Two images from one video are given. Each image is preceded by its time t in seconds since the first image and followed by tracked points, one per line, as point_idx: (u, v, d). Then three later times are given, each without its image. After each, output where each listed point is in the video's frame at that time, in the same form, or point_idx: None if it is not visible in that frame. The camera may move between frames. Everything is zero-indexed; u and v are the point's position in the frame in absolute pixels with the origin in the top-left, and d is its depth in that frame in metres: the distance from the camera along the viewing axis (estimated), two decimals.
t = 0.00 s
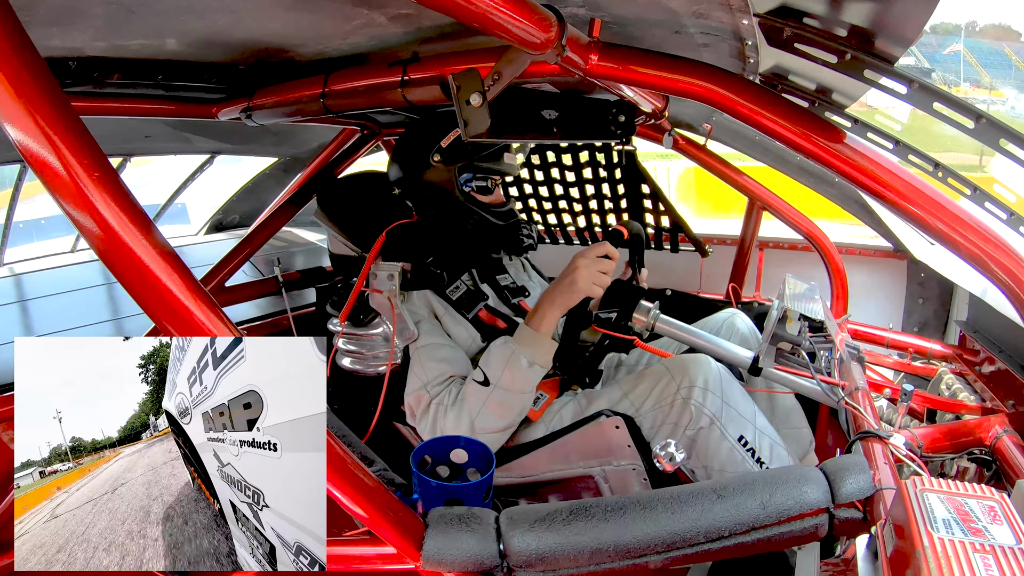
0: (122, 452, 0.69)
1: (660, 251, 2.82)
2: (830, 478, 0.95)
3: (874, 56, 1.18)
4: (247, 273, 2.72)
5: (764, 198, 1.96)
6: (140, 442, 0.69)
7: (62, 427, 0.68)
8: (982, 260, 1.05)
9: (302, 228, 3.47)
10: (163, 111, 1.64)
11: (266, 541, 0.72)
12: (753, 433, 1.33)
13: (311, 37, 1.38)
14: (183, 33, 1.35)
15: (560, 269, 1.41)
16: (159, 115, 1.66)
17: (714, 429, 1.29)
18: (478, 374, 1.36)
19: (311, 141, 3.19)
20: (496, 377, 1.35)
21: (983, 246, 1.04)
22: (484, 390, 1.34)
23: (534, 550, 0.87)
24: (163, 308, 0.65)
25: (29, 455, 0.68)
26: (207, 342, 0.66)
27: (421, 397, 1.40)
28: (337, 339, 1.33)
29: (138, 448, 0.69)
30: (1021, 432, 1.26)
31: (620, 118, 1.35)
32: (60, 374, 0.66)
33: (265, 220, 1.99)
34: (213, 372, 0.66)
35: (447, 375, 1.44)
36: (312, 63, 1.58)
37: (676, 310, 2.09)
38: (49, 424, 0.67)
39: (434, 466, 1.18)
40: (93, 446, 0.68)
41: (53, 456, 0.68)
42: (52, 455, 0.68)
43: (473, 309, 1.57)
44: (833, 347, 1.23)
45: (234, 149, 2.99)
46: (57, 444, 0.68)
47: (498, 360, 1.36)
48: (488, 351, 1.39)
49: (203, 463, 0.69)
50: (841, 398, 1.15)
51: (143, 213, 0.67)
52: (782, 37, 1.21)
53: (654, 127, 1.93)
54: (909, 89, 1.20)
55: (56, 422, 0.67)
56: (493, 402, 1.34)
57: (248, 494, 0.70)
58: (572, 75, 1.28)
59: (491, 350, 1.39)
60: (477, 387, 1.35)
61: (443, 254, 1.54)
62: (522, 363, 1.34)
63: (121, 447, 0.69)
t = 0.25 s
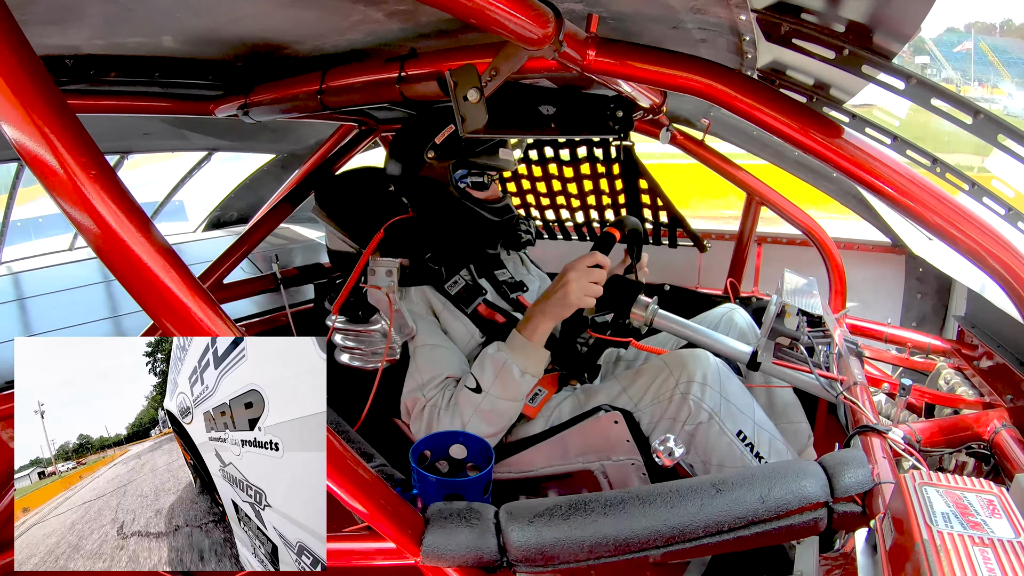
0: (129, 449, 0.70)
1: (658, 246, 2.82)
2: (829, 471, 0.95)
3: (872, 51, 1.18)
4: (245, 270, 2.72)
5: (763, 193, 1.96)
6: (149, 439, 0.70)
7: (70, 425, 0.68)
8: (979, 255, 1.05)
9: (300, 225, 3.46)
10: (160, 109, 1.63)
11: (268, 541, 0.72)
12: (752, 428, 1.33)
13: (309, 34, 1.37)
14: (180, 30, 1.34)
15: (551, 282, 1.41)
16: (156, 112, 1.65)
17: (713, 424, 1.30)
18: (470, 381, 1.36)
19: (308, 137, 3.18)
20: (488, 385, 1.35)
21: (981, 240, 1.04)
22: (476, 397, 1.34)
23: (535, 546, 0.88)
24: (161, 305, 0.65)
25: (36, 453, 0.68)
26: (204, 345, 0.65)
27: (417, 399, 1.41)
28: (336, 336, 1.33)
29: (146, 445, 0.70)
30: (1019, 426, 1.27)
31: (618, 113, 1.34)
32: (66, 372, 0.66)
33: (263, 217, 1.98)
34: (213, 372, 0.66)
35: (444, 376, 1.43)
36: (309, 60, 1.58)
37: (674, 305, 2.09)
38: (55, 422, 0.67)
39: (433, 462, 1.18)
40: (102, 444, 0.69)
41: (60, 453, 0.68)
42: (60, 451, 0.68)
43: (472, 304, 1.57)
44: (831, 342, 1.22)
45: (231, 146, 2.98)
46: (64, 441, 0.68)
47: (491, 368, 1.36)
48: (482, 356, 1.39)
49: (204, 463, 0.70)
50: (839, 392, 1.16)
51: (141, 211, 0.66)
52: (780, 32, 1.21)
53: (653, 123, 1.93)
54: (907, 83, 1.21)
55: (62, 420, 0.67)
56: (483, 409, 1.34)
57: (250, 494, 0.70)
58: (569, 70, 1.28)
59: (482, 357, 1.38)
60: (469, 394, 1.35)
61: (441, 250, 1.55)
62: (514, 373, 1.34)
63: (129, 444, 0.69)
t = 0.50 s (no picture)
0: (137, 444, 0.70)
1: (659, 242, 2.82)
2: (830, 466, 0.95)
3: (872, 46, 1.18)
4: (246, 268, 2.72)
5: (763, 189, 1.96)
6: (155, 436, 0.70)
7: (76, 422, 0.68)
8: (980, 250, 1.05)
9: (300, 223, 3.46)
10: (160, 107, 1.63)
11: (270, 541, 0.72)
12: (753, 423, 1.33)
13: (308, 31, 1.37)
14: (178, 28, 1.34)
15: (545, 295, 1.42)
16: (155, 111, 1.65)
17: (715, 418, 1.30)
18: (466, 389, 1.36)
19: (308, 135, 3.18)
20: (485, 393, 1.35)
21: (982, 236, 1.04)
22: (472, 405, 1.34)
23: (536, 540, 0.88)
24: (162, 304, 0.65)
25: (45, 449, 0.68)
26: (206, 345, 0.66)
27: (414, 403, 1.41)
28: (338, 335, 1.34)
29: (154, 441, 0.70)
30: (1020, 421, 1.27)
31: (618, 109, 1.34)
32: (73, 371, 0.66)
33: (263, 215, 1.98)
34: (216, 370, 0.66)
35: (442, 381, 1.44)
36: (308, 57, 1.57)
37: (674, 301, 2.09)
38: (61, 421, 0.68)
39: (434, 459, 1.19)
40: (112, 439, 0.69)
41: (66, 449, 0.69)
42: (67, 446, 0.68)
43: (472, 300, 1.57)
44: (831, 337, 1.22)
45: (231, 144, 2.98)
46: (72, 438, 0.68)
47: (487, 377, 1.36)
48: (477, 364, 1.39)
49: (207, 462, 0.70)
50: (840, 388, 1.16)
51: (141, 210, 0.67)
52: (780, 27, 1.20)
53: (653, 119, 1.93)
54: (908, 79, 1.21)
55: (67, 418, 0.68)
56: (480, 417, 1.34)
57: (252, 494, 0.70)
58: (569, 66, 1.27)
59: (478, 366, 1.39)
60: (465, 402, 1.35)
61: (442, 248, 1.56)
62: (510, 382, 1.34)
63: (137, 439, 0.69)
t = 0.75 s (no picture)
0: (141, 443, 0.70)
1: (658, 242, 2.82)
2: (830, 467, 0.95)
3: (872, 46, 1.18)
4: (246, 267, 2.72)
5: (763, 189, 1.97)
6: (156, 436, 0.70)
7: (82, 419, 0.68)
8: (979, 250, 1.05)
9: (300, 222, 3.46)
10: (159, 107, 1.63)
11: (271, 540, 0.73)
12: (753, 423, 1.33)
13: (307, 31, 1.37)
14: (178, 27, 1.34)
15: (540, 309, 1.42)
16: (155, 110, 1.65)
17: (714, 418, 1.30)
18: (463, 396, 1.35)
19: (307, 134, 3.17)
20: (483, 403, 1.35)
21: (981, 236, 1.04)
22: (470, 414, 1.33)
23: (535, 541, 0.88)
24: (161, 303, 0.65)
25: (50, 446, 0.68)
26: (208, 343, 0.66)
27: (410, 406, 1.40)
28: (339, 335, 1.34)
29: (153, 441, 0.70)
30: (1019, 422, 1.27)
31: (617, 109, 1.33)
32: (79, 369, 0.66)
33: (263, 214, 1.98)
34: (217, 368, 0.66)
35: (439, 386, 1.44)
36: (308, 57, 1.57)
37: (674, 301, 2.10)
38: (67, 417, 0.68)
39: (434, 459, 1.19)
40: (115, 437, 0.69)
41: (70, 447, 0.68)
42: (71, 445, 0.68)
43: (473, 298, 1.57)
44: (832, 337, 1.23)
45: (231, 143, 2.98)
46: (76, 436, 0.68)
47: (485, 386, 1.36)
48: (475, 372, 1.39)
49: (208, 461, 0.70)
50: (840, 388, 1.15)
51: (140, 210, 0.66)
52: (780, 27, 1.20)
53: (653, 119, 1.93)
54: (908, 79, 1.21)
55: (73, 414, 0.68)
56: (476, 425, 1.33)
57: (254, 492, 0.70)
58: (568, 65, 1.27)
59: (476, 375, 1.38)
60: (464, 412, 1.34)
61: (442, 248, 1.57)
62: (507, 393, 1.35)
63: (140, 438, 0.69)
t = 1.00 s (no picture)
0: (141, 442, 0.69)
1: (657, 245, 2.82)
2: (828, 471, 0.95)
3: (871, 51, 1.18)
4: (245, 268, 2.72)
5: (762, 192, 1.96)
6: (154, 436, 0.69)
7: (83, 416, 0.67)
8: (977, 254, 1.05)
9: (299, 224, 3.46)
10: (159, 107, 1.63)
11: (272, 540, 0.72)
12: (750, 426, 1.33)
13: (307, 32, 1.37)
14: (178, 27, 1.34)
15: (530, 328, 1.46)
16: (155, 110, 1.65)
17: (712, 422, 1.30)
18: (463, 405, 1.36)
19: (307, 135, 3.17)
20: (482, 411, 1.36)
21: (980, 240, 1.04)
22: (469, 422, 1.34)
23: (531, 542, 0.88)
24: (160, 303, 0.65)
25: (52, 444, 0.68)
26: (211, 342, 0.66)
27: (405, 409, 1.40)
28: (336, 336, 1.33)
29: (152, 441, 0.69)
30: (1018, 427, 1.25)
31: (617, 112, 1.33)
32: (80, 366, 0.66)
33: (262, 215, 1.98)
34: (220, 367, 0.66)
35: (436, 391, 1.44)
36: (308, 58, 1.57)
37: (672, 304, 2.09)
38: (70, 415, 0.67)
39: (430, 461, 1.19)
40: (117, 435, 0.68)
41: (70, 444, 0.68)
42: (71, 441, 0.68)
43: (472, 301, 1.58)
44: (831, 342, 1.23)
45: (230, 144, 2.98)
46: (77, 432, 0.68)
47: (486, 396, 1.37)
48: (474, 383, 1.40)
49: (210, 461, 0.69)
50: (837, 392, 1.14)
51: (139, 210, 0.66)
52: (779, 31, 1.21)
53: (652, 122, 1.93)
54: (907, 84, 1.19)
55: (74, 411, 0.67)
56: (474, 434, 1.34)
57: (256, 492, 0.70)
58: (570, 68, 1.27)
59: (475, 384, 1.40)
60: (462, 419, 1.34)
61: (440, 249, 1.55)
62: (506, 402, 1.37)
63: (141, 436, 0.69)
